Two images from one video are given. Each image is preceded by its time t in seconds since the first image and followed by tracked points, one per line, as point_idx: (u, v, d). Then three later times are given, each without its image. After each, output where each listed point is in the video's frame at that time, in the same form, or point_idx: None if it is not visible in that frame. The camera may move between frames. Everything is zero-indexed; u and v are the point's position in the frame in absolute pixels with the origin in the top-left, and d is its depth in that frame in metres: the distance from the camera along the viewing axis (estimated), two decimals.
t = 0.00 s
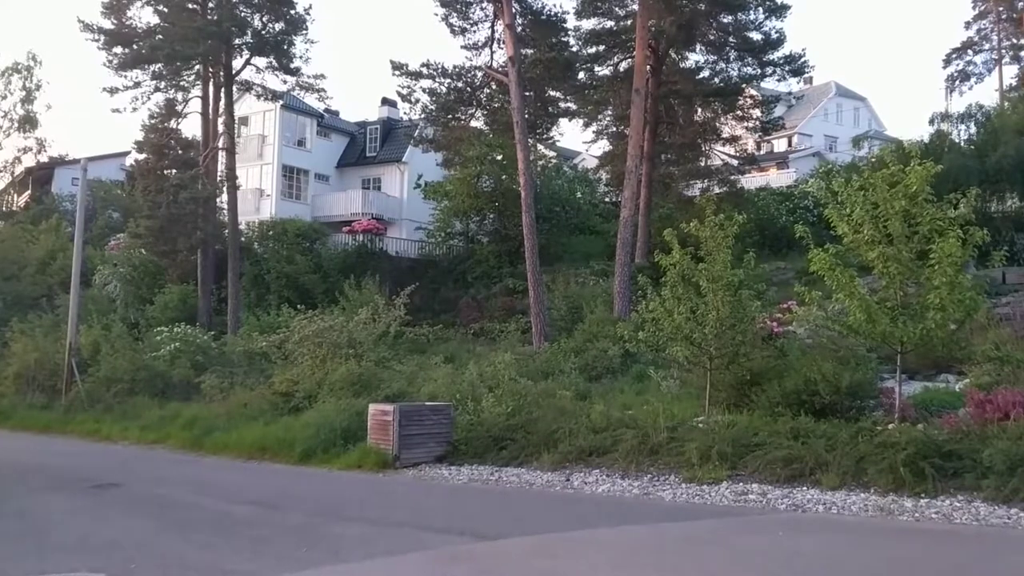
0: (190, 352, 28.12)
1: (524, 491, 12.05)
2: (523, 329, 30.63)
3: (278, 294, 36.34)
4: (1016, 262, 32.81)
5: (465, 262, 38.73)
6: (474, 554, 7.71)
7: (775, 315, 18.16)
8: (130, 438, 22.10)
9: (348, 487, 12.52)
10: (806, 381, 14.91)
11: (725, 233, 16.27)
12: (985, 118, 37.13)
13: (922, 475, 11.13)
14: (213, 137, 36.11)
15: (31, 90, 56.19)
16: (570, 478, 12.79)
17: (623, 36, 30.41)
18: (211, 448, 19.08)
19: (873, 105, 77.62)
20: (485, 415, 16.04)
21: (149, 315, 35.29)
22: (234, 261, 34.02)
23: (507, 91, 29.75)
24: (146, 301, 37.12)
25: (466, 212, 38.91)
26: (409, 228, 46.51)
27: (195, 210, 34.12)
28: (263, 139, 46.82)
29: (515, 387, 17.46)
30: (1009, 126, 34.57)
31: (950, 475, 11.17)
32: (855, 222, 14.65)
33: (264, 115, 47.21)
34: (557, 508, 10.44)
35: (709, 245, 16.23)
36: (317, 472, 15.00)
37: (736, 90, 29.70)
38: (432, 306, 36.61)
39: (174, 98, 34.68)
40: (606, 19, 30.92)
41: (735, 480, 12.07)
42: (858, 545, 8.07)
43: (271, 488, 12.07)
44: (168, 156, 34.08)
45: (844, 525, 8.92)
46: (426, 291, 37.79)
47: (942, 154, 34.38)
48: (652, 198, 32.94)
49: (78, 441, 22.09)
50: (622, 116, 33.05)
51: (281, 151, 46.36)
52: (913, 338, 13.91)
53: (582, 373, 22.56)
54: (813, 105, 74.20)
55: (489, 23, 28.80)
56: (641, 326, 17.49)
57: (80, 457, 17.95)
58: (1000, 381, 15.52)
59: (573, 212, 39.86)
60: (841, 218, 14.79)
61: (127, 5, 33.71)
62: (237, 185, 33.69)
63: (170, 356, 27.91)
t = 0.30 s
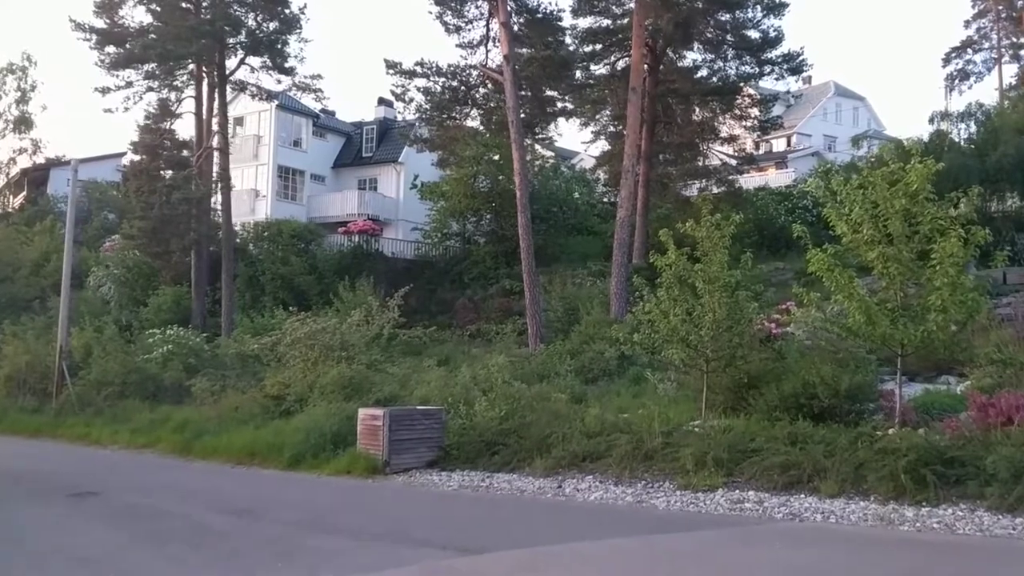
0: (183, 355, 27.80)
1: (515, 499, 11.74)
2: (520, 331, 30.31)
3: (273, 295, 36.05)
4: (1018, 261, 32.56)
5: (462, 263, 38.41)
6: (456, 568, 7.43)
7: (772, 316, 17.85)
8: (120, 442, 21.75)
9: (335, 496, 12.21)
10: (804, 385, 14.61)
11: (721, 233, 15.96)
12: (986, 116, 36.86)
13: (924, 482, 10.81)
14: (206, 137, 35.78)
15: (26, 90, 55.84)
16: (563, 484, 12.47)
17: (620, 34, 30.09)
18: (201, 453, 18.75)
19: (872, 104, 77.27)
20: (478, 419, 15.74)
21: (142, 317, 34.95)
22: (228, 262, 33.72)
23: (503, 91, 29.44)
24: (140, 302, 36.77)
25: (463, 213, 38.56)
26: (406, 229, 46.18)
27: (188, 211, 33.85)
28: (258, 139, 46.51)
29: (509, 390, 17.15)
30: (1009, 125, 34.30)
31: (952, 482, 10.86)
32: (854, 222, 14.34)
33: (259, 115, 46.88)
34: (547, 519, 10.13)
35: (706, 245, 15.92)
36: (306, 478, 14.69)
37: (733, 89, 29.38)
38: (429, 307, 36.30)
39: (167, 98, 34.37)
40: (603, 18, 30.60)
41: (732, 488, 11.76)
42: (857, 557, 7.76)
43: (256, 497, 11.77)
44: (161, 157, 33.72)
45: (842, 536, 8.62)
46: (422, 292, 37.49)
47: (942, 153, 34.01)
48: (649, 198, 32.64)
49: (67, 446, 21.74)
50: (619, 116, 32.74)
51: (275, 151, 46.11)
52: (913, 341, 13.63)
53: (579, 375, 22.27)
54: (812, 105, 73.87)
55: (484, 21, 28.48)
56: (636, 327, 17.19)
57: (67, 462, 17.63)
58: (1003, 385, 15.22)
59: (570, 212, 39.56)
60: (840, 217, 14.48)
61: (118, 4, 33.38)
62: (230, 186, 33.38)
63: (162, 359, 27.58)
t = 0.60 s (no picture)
0: (176, 357, 27.51)
1: (507, 507, 11.47)
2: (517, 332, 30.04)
3: (269, 296, 35.77)
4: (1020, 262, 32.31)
5: (459, 263, 38.12)
6: None
7: (771, 317, 17.58)
8: (110, 446, 21.45)
9: (324, 506, 11.93)
10: (804, 389, 14.33)
11: (719, 233, 15.68)
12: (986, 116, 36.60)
13: (927, 491, 10.54)
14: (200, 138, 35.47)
15: (22, 90, 55.52)
16: (557, 491, 12.19)
17: (618, 33, 29.78)
18: (191, 457, 18.47)
19: (872, 103, 76.96)
20: (471, 423, 15.47)
21: (136, 318, 34.66)
22: (223, 263, 33.46)
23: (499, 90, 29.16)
24: (135, 303, 36.48)
25: (460, 213, 38.23)
26: (403, 229, 45.88)
27: (182, 211, 33.58)
28: (254, 139, 46.21)
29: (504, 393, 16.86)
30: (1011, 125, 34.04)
31: (955, 490, 10.58)
32: (855, 222, 14.07)
33: (255, 114, 46.58)
34: (538, 530, 9.87)
35: (704, 245, 15.64)
36: (296, 483, 14.43)
37: (732, 88, 29.11)
38: (426, 308, 36.02)
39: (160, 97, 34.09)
40: (600, 17, 30.32)
41: (729, 496, 11.49)
42: (857, 571, 7.52)
43: (242, 507, 11.50)
44: (155, 156, 33.83)
45: (842, 548, 8.35)
46: (419, 293, 37.22)
47: (942, 152, 33.75)
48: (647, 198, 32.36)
49: (57, 449, 21.45)
50: (617, 115, 32.45)
51: (272, 151, 45.83)
52: (915, 344, 13.37)
53: (576, 377, 22.00)
54: (811, 104, 73.52)
55: (480, 19, 28.19)
56: (632, 329, 16.91)
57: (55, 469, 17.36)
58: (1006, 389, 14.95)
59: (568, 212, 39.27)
60: (840, 217, 14.20)
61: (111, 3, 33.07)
62: (225, 186, 33.10)
63: (156, 361, 27.30)
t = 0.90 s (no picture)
0: (169, 357, 27.21)
1: (502, 512, 11.18)
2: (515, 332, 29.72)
3: (265, 295, 35.45)
4: None
5: (456, 263, 37.78)
6: None
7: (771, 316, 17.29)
8: (101, 447, 21.12)
9: (312, 511, 11.64)
10: (806, 390, 14.04)
11: (719, 231, 15.38)
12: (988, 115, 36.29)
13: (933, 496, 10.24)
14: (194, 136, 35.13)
15: (18, 88, 55.17)
16: (553, 495, 11.90)
17: (618, 30, 29.46)
18: (183, 459, 18.16)
19: (872, 103, 76.63)
20: (466, 425, 15.16)
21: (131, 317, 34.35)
22: (218, 262, 33.17)
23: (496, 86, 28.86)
24: (130, 302, 36.16)
25: (458, 212, 37.76)
26: (400, 228, 45.57)
27: (177, 209, 33.27)
28: (251, 137, 45.89)
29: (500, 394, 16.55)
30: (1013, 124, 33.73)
31: (963, 496, 10.28)
32: (858, 220, 13.78)
33: (252, 112, 46.28)
34: (531, 536, 9.60)
35: (703, 243, 15.35)
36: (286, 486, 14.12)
37: (732, 86, 28.81)
38: (423, 308, 35.71)
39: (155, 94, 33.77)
40: (598, 14, 29.99)
41: (729, 500, 11.19)
42: None
43: (227, 512, 11.21)
44: (150, 153, 33.44)
45: (847, 557, 8.07)
46: (416, 292, 36.90)
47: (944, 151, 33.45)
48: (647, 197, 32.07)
49: (47, 450, 21.14)
50: (616, 113, 32.15)
51: (269, 150, 45.52)
52: (920, 344, 13.08)
53: (573, 378, 21.70)
54: (812, 104, 73.18)
55: (478, 16, 27.90)
56: (630, 329, 16.61)
57: (43, 471, 17.04)
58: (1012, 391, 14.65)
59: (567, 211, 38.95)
60: (843, 215, 13.92)
61: None
62: (220, 184, 32.78)
63: (149, 361, 27.00)
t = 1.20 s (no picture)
0: (162, 359, 26.90)
1: (493, 522, 10.90)
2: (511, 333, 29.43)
3: (260, 295, 35.15)
4: None
5: (453, 263, 37.47)
6: None
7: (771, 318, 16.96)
8: (91, 450, 20.78)
9: (299, 523, 11.35)
10: (805, 394, 13.74)
11: (717, 232, 15.07)
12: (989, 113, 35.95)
13: (938, 506, 9.95)
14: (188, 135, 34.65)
15: (13, 86, 54.80)
16: (546, 502, 11.59)
17: (615, 28, 29.12)
18: (172, 462, 17.86)
19: (872, 102, 76.31)
20: (459, 429, 14.86)
21: (125, 318, 34.07)
22: (213, 262, 32.90)
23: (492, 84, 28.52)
24: (124, 302, 35.82)
25: (456, 212, 37.13)
26: (397, 228, 45.23)
27: (170, 209, 32.96)
28: (247, 137, 45.58)
29: (495, 397, 16.24)
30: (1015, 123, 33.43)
31: (969, 505, 9.99)
32: (859, 220, 13.47)
33: (248, 111, 45.96)
34: (522, 550, 9.29)
35: (701, 244, 15.03)
36: (275, 492, 13.81)
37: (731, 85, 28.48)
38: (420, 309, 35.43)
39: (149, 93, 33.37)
40: (596, 12, 29.66)
41: (727, 509, 10.88)
42: None
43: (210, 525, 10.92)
44: (145, 151, 32.99)
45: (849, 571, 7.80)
46: (413, 293, 36.63)
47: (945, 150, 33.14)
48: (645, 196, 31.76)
49: (36, 453, 20.84)
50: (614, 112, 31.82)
51: (265, 149, 45.21)
52: (923, 348, 12.79)
53: (570, 380, 21.42)
54: (811, 103, 72.81)
55: (474, 13, 27.58)
56: (627, 332, 16.30)
57: (29, 476, 16.73)
58: (1015, 395, 14.35)
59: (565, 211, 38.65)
60: (844, 215, 13.61)
61: None
62: (214, 183, 32.46)
63: (141, 363, 26.69)
